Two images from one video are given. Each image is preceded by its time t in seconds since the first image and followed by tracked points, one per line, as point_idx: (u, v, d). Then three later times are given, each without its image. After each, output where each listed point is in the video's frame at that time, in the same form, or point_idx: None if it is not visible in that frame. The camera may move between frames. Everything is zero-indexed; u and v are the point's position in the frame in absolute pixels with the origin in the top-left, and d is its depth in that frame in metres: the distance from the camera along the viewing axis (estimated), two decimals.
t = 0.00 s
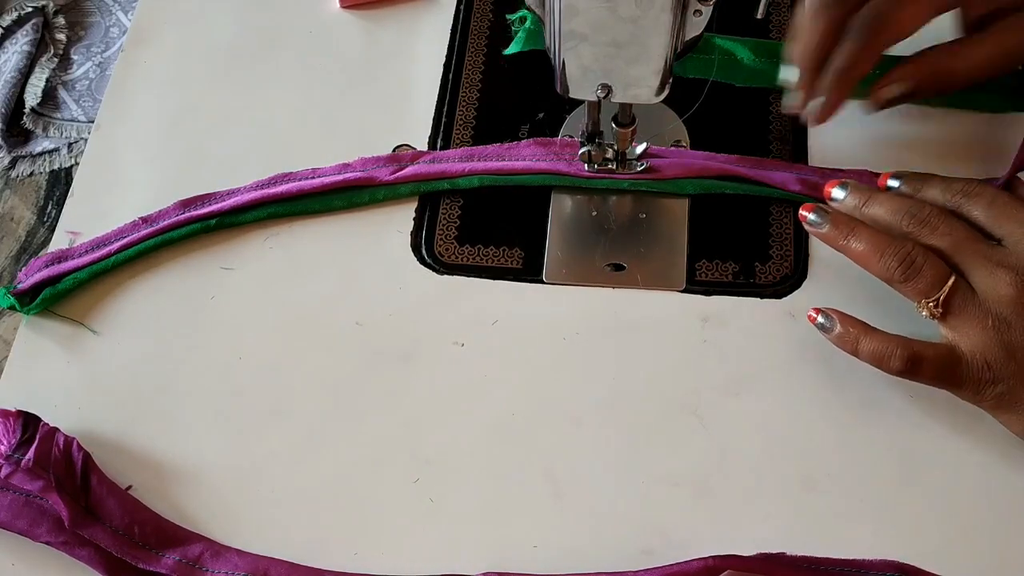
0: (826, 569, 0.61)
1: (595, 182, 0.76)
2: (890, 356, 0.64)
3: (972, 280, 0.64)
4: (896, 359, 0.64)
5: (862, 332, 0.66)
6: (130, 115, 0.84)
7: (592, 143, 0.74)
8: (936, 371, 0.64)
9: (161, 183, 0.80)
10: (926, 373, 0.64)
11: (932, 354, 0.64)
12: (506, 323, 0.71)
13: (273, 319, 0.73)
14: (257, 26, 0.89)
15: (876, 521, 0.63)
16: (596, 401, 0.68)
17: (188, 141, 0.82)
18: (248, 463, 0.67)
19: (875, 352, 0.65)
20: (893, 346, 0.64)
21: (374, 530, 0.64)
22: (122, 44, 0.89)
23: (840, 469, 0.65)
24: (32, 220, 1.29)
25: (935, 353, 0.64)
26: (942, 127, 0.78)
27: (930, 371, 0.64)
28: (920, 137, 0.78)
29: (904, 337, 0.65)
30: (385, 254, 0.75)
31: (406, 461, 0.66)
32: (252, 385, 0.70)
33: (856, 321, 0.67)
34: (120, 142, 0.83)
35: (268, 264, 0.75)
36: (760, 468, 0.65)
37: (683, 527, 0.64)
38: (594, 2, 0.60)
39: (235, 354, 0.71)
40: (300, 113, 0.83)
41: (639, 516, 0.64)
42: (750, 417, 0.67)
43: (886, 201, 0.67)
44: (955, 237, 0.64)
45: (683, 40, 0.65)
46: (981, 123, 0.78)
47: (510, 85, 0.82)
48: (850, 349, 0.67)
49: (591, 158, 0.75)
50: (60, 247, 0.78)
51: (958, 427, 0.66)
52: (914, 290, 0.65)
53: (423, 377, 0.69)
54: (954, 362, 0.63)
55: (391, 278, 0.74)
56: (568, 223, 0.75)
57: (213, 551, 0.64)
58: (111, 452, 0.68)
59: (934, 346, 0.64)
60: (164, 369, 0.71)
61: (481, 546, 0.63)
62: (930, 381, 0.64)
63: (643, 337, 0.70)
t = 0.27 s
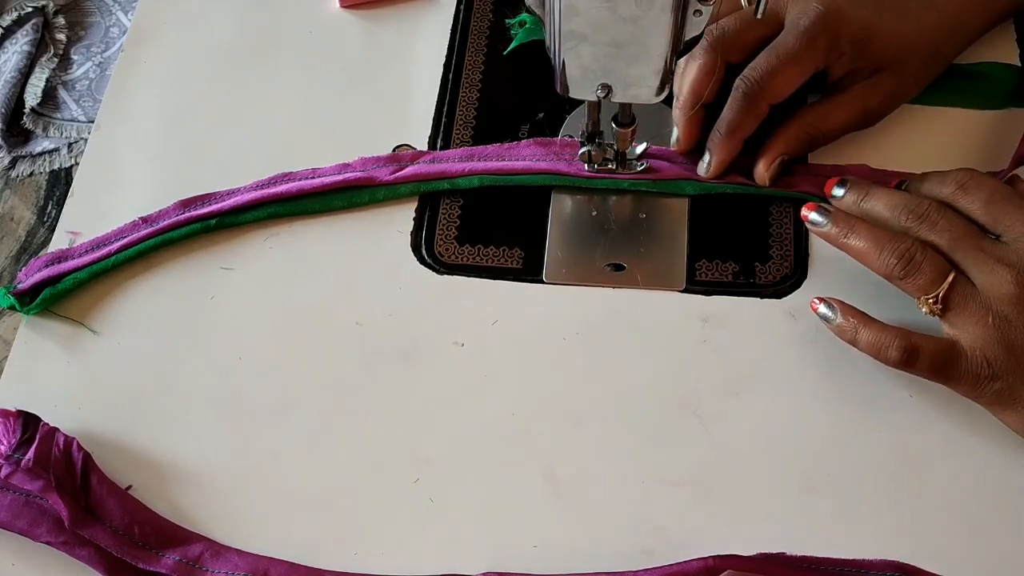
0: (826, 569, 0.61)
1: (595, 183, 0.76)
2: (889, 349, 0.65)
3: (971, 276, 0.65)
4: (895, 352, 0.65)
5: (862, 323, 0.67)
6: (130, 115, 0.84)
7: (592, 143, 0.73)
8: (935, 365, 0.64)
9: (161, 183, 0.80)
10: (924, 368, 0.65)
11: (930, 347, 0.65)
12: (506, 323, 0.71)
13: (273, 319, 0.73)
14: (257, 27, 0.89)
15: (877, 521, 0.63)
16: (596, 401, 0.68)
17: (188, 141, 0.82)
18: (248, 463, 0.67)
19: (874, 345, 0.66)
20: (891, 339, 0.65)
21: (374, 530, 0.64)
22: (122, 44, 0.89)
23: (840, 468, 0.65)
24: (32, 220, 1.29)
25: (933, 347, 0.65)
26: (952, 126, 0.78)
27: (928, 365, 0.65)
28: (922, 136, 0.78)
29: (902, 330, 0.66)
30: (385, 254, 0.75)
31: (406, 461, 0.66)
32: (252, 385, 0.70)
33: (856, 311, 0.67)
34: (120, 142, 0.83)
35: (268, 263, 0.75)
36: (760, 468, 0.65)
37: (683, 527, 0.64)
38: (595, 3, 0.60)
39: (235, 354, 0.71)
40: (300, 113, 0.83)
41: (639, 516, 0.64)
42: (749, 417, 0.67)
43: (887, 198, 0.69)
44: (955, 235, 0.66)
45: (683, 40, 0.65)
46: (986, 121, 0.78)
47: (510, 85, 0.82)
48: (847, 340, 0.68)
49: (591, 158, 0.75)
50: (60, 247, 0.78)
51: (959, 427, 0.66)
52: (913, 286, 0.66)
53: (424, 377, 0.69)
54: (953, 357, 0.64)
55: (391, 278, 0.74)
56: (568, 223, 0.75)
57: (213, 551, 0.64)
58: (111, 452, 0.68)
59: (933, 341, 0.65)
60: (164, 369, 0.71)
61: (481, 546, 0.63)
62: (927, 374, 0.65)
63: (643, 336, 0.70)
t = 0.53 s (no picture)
0: (826, 568, 0.61)
1: (595, 182, 0.75)
2: (886, 350, 0.66)
3: (969, 279, 0.65)
4: (891, 353, 0.66)
5: (860, 326, 0.68)
6: (130, 115, 0.84)
7: (592, 143, 0.74)
8: (931, 367, 0.65)
9: (161, 183, 0.80)
10: (921, 369, 0.65)
11: (927, 350, 0.65)
12: (506, 323, 0.71)
13: (273, 320, 0.73)
14: (257, 27, 0.89)
15: (877, 522, 0.63)
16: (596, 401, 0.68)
17: (188, 141, 0.82)
18: (248, 463, 0.67)
19: (871, 347, 0.67)
20: (888, 340, 0.66)
21: (374, 530, 0.64)
22: (122, 44, 0.89)
23: (840, 468, 0.65)
24: (32, 220, 1.29)
25: (930, 349, 0.65)
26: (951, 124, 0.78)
27: (924, 367, 0.65)
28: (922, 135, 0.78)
29: (899, 332, 0.66)
30: (385, 254, 0.75)
31: (406, 461, 0.66)
32: (252, 385, 0.70)
33: (856, 315, 0.68)
34: (120, 142, 0.83)
35: (268, 263, 0.75)
36: (760, 468, 0.65)
37: (683, 527, 0.64)
38: (595, 3, 0.60)
39: (235, 354, 0.71)
40: (300, 113, 0.83)
41: (639, 516, 0.64)
42: (749, 417, 0.67)
43: (886, 203, 0.70)
44: (953, 239, 0.66)
45: (683, 40, 0.65)
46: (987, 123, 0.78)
47: (510, 85, 0.82)
48: (846, 343, 0.68)
49: (591, 157, 0.75)
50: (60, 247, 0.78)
51: (958, 427, 0.66)
52: (910, 290, 0.67)
53: (424, 377, 0.69)
54: (950, 360, 0.65)
55: (391, 278, 0.74)
56: (568, 223, 0.75)
57: (213, 551, 0.64)
58: (111, 452, 0.68)
59: (930, 344, 0.66)
60: (165, 369, 0.71)
61: (481, 546, 0.63)
62: (924, 376, 0.65)
63: (643, 337, 0.70)
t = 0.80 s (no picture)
0: (826, 568, 0.61)
1: (594, 182, 0.75)
2: (867, 348, 0.66)
3: (945, 273, 0.66)
4: (872, 351, 0.66)
5: (839, 327, 0.68)
6: (130, 115, 0.84)
7: (592, 143, 0.74)
8: (911, 364, 0.65)
9: (161, 183, 0.80)
10: (901, 365, 0.66)
11: (906, 346, 0.66)
12: (506, 323, 0.71)
13: (273, 319, 0.73)
14: (256, 27, 0.89)
15: (877, 522, 0.63)
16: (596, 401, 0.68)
17: (188, 141, 0.82)
18: (248, 463, 0.67)
19: (851, 346, 0.67)
20: (868, 338, 0.66)
21: (374, 530, 0.64)
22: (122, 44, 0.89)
23: (841, 468, 0.65)
24: (32, 220, 1.29)
25: (910, 345, 0.66)
26: (949, 124, 0.78)
27: (906, 363, 0.65)
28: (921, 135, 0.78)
29: (878, 329, 0.67)
30: (385, 253, 0.75)
31: (406, 461, 0.66)
32: (252, 385, 0.70)
33: (834, 316, 0.68)
34: (120, 142, 0.83)
35: (268, 263, 0.75)
36: (760, 468, 0.65)
37: (683, 527, 0.64)
38: (595, 3, 0.59)
39: (235, 354, 0.71)
40: (300, 114, 0.83)
41: (639, 516, 0.64)
42: (749, 417, 0.67)
43: (860, 198, 0.70)
44: (928, 233, 0.66)
45: (682, 40, 0.65)
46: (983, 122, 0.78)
47: (510, 85, 0.82)
48: (828, 345, 0.68)
49: (591, 158, 0.75)
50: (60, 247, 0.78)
51: (958, 427, 0.66)
52: (889, 287, 0.67)
53: (424, 377, 0.69)
54: (930, 354, 0.65)
55: (391, 278, 0.74)
56: (568, 223, 0.75)
57: (213, 551, 0.63)
58: (111, 452, 0.68)
59: (909, 339, 0.66)
60: (165, 369, 0.71)
61: (481, 546, 0.63)
62: (905, 372, 0.66)
63: (643, 337, 0.70)
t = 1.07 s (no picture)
0: (826, 568, 0.61)
1: (595, 181, 0.75)
2: (831, 359, 0.66)
3: (906, 277, 0.66)
4: (837, 362, 0.66)
5: (802, 339, 0.68)
6: (130, 115, 0.84)
7: (592, 142, 0.74)
8: (877, 370, 0.65)
9: (161, 183, 0.80)
10: (867, 373, 0.66)
11: (870, 354, 0.66)
12: (506, 323, 0.71)
13: (272, 319, 0.73)
14: (256, 26, 0.89)
15: (877, 522, 0.63)
16: (596, 401, 0.68)
17: (188, 141, 0.82)
18: (248, 462, 0.67)
19: (815, 358, 0.67)
20: (832, 349, 0.66)
21: (374, 530, 0.64)
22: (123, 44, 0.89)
23: (841, 468, 0.65)
24: (32, 220, 1.29)
25: (874, 353, 0.66)
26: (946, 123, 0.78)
27: (871, 371, 0.65)
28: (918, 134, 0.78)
29: (840, 340, 0.67)
30: (385, 253, 0.75)
31: (406, 461, 0.66)
32: (252, 385, 0.70)
33: (796, 329, 0.68)
34: (120, 142, 0.83)
35: (268, 263, 0.75)
36: (761, 468, 0.65)
37: (683, 527, 0.64)
38: (595, 3, 0.59)
39: (235, 354, 0.71)
40: (300, 114, 0.83)
41: (640, 516, 0.64)
42: (748, 417, 0.67)
43: (817, 203, 0.70)
44: (887, 238, 0.67)
45: (682, 39, 0.65)
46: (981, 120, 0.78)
47: (511, 85, 0.82)
48: (791, 359, 0.68)
49: (591, 156, 0.75)
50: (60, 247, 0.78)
51: (957, 426, 0.66)
52: (851, 295, 0.67)
53: (424, 377, 0.69)
54: (894, 361, 0.65)
55: (391, 278, 0.74)
56: (568, 224, 0.75)
57: (213, 551, 0.63)
58: (112, 452, 0.68)
59: (872, 347, 0.66)
60: (165, 369, 0.71)
61: (481, 546, 0.63)
62: (871, 380, 0.66)
63: (643, 337, 0.70)
